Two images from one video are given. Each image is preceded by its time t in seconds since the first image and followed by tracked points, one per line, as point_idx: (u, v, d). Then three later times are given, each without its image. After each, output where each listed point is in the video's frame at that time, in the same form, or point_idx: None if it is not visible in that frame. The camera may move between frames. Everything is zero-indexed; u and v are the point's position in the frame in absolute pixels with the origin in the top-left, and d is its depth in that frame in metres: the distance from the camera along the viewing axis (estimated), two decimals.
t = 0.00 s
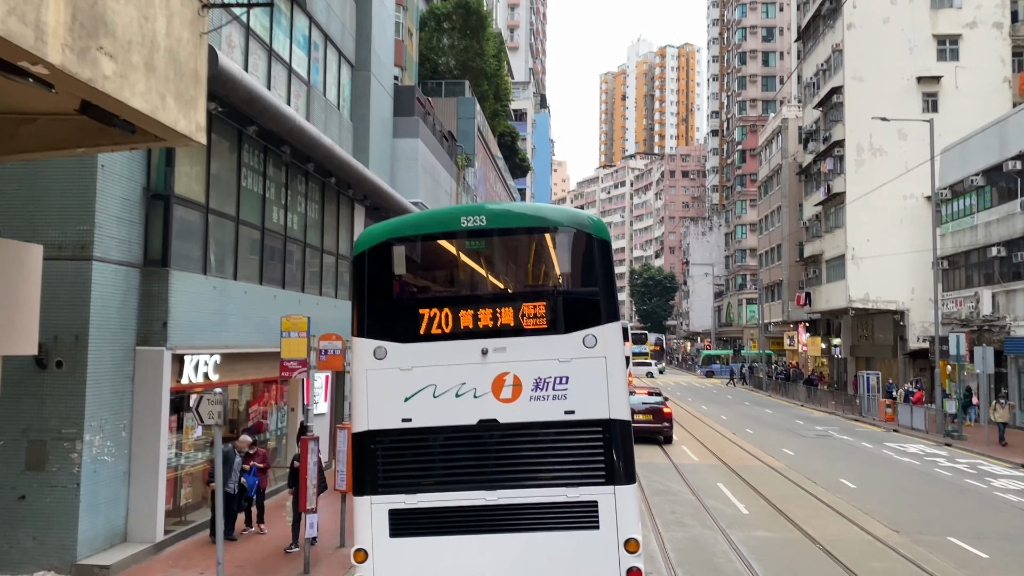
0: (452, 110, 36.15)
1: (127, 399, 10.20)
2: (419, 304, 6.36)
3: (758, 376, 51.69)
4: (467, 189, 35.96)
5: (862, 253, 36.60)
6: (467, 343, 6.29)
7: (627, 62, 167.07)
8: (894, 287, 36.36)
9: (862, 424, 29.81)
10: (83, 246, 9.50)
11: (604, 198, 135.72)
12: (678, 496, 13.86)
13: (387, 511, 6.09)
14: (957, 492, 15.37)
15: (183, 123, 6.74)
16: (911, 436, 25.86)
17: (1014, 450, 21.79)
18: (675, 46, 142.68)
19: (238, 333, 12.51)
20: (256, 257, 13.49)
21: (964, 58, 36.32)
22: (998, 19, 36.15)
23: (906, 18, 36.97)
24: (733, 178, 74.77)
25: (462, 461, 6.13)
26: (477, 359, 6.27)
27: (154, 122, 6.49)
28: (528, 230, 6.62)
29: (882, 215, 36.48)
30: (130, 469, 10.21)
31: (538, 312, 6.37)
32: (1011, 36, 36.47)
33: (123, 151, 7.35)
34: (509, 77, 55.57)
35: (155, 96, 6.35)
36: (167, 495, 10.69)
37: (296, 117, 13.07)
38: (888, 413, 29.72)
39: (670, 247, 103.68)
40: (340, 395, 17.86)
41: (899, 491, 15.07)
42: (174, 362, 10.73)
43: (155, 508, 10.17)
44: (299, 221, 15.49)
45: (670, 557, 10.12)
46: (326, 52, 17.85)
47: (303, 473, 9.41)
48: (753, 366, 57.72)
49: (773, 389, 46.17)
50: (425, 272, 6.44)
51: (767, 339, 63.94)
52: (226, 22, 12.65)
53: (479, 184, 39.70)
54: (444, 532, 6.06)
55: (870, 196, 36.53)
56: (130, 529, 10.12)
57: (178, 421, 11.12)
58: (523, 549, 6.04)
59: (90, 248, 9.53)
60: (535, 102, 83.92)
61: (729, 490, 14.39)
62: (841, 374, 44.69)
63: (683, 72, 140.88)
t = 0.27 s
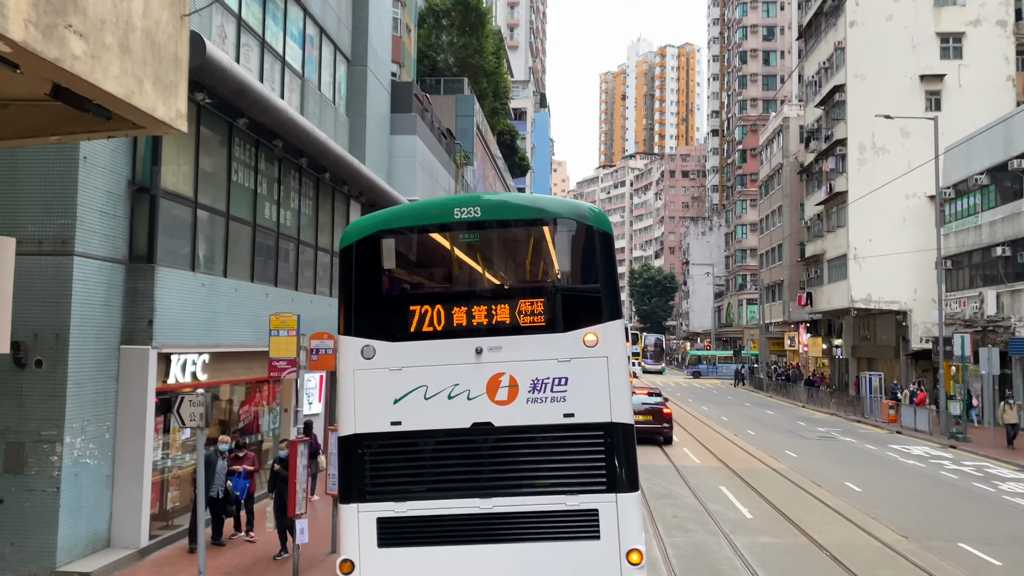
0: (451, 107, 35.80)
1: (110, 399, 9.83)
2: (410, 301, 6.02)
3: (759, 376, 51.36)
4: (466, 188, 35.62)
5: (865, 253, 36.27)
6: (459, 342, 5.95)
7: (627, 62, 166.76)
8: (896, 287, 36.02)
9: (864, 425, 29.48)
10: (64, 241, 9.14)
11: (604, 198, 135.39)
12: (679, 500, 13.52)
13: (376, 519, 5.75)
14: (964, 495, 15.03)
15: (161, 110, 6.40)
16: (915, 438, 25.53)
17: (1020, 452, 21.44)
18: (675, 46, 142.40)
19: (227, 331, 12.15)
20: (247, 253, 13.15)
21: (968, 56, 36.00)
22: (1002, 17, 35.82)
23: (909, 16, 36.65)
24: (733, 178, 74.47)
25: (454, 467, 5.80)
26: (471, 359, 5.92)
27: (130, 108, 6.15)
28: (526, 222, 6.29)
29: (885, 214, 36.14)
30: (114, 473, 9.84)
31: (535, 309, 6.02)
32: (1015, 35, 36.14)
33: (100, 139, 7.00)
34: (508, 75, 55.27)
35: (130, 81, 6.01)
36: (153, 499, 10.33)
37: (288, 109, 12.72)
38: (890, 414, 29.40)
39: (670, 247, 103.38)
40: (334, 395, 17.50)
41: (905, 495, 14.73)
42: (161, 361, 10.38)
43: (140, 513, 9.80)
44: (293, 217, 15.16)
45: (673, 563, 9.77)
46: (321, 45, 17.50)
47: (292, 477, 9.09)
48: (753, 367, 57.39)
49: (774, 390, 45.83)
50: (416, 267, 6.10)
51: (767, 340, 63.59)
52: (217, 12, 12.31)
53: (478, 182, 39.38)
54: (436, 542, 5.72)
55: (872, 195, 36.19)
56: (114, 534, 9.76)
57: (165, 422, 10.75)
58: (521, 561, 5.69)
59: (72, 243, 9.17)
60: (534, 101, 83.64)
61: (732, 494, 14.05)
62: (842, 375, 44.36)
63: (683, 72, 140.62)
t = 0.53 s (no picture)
0: (450, 105, 35.47)
1: (95, 400, 9.51)
2: (401, 298, 5.72)
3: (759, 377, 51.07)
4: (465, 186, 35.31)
5: (867, 252, 35.97)
6: (453, 341, 5.65)
7: (627, 62, 166.48)
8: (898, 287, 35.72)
9: (867, 426, 29.20)
10: (46, 237, 8.83)
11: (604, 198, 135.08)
12: (681, 503, 13.22)
13: (364, 528, 5.45)
14: (972, 499, 14.74)
15: (140, 96, 6.09)
16: (918, 440, 25.23)
17: None
18: (676, 46, 142.15)
19: (218, 329, 11.84)
20: (239, 250, 12.87)
21: (971, 55, 35.70)
22: (1005, 15, 35.51)
23: (911, 14, 36.36)
24: (733, 177, 74.17)
25: (448, 474, 5.50)
26: (466, 359, 5.62)
27: (107, 94, 5.84)
28: (524, 215, 6.01)
29: (887, 213, 35.85)
30: (99, 476, 9.52)
31: (533, 307, 5.72)
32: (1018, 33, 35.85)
33: (78, 128, 6.69)
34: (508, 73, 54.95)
35: (108, 65, 5.72)
36: (139, 503, 10.01)
37: (281, 103, 12.43)
38: (893, 415, 29.14)
39: (670, 247, 103.10)
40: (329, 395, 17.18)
41: (912, 498, 14.43)
42: (148, 360, 10.08)
43: (125, 517, 9.49)
44: (286, 213, 14.89)
45: (676, 570, 9.46)
46: (317, 39, 17.17)
47: (281, 480, 8.75)
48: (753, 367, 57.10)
49: (775, 391, 45.54)
50: (408, 262, 5.81)
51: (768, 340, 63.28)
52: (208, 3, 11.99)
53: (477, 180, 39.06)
54: (428, 551, 5.44)
55: (875, 194, 35.89)
56: (98, 539, 9.45)
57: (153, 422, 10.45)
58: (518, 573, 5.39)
59: (54, 239, 8.85)
60: (534, 99, 83.33)
61: (734, 497, 13.75)
62: (843, 376, 44.07)
63: (684, 72, 140.42)
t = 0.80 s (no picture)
0: (449, 103, 35.17)
1: (80, 401, 9.25)
2: (391, 295, 5.47)
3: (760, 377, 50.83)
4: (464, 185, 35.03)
5: (868, 251, 35.71)
6: (446, 341, 5.41)
7: (627, 62, 166.17)
8: (900, 286, 35.46)
9: (869, 427, 28.97)
10: (28, 233, 8.57)
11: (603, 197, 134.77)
12: (682, 506, 12.97)
13: (352, 537, 5.24)
14: (977, 501, 14.50)
15: (119, 85, 5.84)
16: (921, 440, 25.00)
17: None
18: (676, 45, 141.88)
19: (208, 329, 11.59)
20: (231, 248, 12.62)
21: (973, 53, 35.46)
22: (1008, 13, 35.27)
23: (914, 11, 36.08)
24: (733, 177, 73.92)
25: (440, 479, 5.30)
26: (459, 359, 5.38)
27: (84, 82, 5.59)
28: (520, 208, 5.76)
29: (888, 212, 35.59)
30: (84, 480, 9.25)
31: (530, 305, 5.48)
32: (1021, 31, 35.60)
33: (56, 117, 6.44)
34: (507, 71, 54.63)
35: (84, 52, 5.46)
36: (126, 508, 9.74)
37: (274, 97, 12.17)
38: (895, 415, 28.92)
39: (670, 247, 102.83)
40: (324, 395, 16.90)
41: (917, 500, 14.19)
42: (135, 360, 9.81)
43: (111, 521, 9.21)
44: (279, 210, 14.64)
45: None
46: (312, 35, 16.89)
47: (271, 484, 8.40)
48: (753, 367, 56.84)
49: (775, 391, 45.26)
50: (399, 257, 5.56)
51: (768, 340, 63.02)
52: None
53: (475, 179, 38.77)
54: (418, 561, 5.24)
55: (876, 193, 35.62)
56: (84, 544, 9.18)
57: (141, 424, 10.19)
58: None
59: (37, 236, 8.58)
60: (533, 98, 83.04)
61: (736, 500, 13.50)
62: (844, 376, 43.80)
63: (684, 71, 140.23)
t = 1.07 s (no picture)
0: (447, 100, 34.92)
1: (68, 402, 9.02)
2: (381, 292, 5.28)
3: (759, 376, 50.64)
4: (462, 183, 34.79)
5: (869, 249, 35.50)
6: (438, 340, 5.22)
7: (626, 60, 165.81)
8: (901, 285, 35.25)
9: (870, 427, 28.75)
10: (13, 230, 8.34)
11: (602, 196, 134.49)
12: (683, 508, 12.77)
13: (341, 545, 5.03)
14: (982, 502, 14.30)
15: (99, 76, 5.64)
16: (923, 440, 24.83)
17: None
18: (675, 44, 141.57)
19: (200, 328, 11.38)
20: (224, 246, 12.41)
21: (975, 50, 35.24)
22: (1010, 10, 35.05)
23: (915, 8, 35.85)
24: (733, 175, 73.64)
25: (432, 484, 5.09)
26: (452, 358, 5.19)
27: (62, 71, 5.39)
28: (516, 201, 5.56)
29: (889, 210, 35.39)
30: (71, 483, 9.03)
31: (526, 302, 5.27)
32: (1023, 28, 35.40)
33: (35, 109, 6.22)
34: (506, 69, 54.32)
35: (62, 40, 5.26)
36: (115, 511, 9.51)
37: (267, 92, 11.96)
38: (897, 415, 28.71)
39: (669, 246, 102.61)
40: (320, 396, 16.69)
41: (922, 502, 13.97)
42: (124, 360, 9.58)
43: (99, 526, 8.97)
44: (273, 208, 14.44)
45: None
46: (307, 30, 16.68)
47: (263, 486, 8.17)
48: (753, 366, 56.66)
49: (775, 390, 45.06)
50: (389, 253, 5.39)
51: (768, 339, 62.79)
52: None
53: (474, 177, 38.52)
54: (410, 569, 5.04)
55: (877, 191, 35.41)
56: (71, 549, 8.95)
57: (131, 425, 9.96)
58: None
59: (23, 232, 8.36)
60: (532, 96, 82.70)
61: (738, 501, 13.30)
62: (844, 375, 43.62)
63: (683, 70, 139.89)
